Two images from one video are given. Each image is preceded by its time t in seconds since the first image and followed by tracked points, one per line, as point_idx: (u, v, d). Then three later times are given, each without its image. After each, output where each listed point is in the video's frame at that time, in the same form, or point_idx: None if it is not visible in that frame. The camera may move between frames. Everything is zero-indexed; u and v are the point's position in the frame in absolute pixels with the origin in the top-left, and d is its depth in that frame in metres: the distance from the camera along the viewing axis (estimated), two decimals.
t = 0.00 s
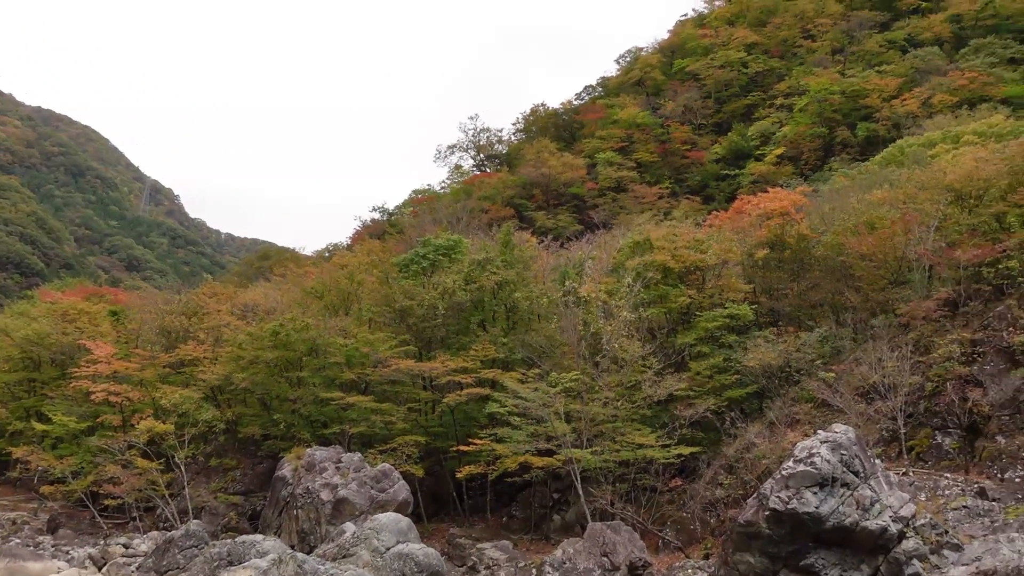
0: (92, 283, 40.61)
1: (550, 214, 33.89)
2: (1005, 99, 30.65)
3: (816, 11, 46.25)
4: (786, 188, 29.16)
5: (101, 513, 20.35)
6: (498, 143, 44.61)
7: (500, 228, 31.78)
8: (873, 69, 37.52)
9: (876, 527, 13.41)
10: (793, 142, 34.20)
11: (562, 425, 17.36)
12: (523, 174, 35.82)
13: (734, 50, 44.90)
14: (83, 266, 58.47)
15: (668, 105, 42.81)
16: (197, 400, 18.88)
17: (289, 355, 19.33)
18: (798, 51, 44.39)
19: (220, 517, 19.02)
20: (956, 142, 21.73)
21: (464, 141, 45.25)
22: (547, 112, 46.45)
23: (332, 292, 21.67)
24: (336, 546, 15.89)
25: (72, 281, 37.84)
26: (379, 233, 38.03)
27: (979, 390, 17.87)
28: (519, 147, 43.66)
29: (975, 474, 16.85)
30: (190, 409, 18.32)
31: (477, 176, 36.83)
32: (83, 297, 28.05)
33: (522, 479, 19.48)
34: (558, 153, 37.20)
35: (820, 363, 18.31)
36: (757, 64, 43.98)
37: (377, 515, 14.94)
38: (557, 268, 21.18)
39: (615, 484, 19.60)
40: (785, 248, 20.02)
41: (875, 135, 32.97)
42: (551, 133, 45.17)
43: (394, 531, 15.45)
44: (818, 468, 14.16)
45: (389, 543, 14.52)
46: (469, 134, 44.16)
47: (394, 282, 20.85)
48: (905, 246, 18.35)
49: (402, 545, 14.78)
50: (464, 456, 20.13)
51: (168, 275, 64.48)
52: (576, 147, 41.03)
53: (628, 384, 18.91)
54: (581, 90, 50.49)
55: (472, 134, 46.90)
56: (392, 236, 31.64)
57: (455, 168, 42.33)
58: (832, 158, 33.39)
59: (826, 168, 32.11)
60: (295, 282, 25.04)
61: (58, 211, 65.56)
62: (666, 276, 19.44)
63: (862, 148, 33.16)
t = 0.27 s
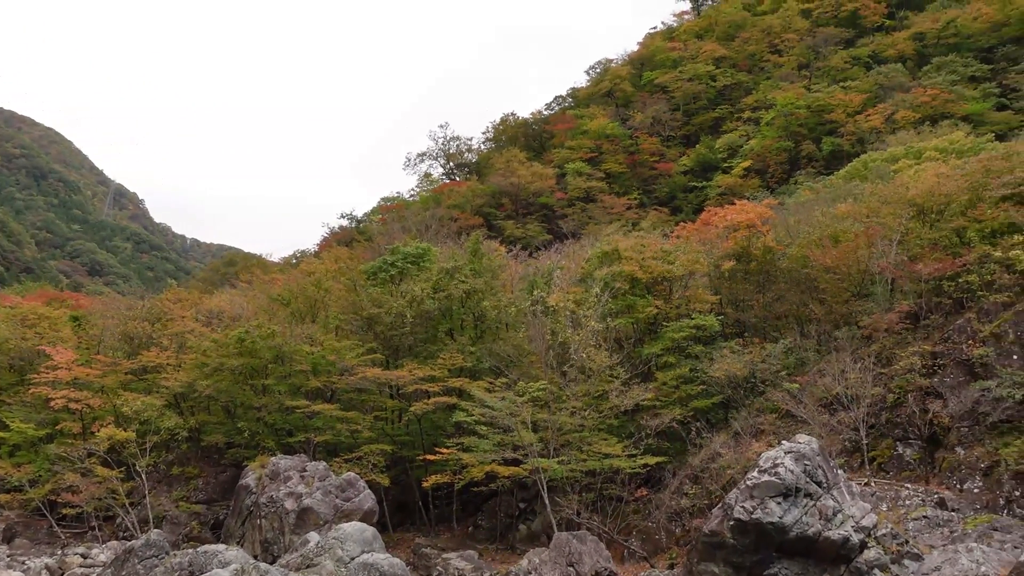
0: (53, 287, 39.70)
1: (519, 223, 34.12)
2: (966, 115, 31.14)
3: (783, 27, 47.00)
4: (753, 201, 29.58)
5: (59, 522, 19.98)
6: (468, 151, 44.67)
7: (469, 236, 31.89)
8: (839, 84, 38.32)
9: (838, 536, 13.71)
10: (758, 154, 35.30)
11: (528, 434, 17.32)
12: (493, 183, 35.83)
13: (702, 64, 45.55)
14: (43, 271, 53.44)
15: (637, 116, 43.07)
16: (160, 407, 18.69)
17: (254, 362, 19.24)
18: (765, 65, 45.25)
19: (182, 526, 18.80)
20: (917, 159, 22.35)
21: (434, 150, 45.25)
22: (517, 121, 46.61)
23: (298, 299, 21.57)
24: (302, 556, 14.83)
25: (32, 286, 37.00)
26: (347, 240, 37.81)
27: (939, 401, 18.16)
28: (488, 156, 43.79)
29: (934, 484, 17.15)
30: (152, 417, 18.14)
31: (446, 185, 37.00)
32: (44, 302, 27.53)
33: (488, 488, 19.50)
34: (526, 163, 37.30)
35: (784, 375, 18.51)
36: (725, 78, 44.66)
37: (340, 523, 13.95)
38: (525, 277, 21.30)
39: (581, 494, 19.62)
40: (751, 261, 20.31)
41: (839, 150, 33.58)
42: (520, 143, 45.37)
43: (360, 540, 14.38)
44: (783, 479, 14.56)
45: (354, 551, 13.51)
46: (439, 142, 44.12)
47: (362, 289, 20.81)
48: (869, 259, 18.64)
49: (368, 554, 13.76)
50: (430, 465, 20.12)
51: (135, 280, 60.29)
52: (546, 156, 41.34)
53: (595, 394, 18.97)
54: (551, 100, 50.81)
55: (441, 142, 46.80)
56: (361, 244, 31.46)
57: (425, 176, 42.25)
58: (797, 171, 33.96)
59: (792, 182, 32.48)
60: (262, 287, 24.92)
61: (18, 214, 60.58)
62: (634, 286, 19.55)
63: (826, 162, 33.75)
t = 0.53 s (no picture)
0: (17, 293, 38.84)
1: (491, 232, 34.26)
2: (930, 132, 32.09)
3: (753, 41, 47.32)
4: (723, 213, 29.93)
5: (19, 533, 19.62)
6: (440, 160, 44.66)
7: (441, 245, 32.00)
8: (808, 99, 38.95)
9: (804, 547, 14.48)
10: (729, 167, 35.34)
11: (498, 444, 17.31)
12: (465, 192, 35.87)
13: (674, 77, 46.08)
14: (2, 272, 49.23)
15: (609, 128, 43.50)
16: (125, 416, 18.53)
17: (223, 370, 19.16)
18: (735, 79, 45.84)
19: (146, 537, 18.59)
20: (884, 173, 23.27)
21: (407, 158, 45.24)
22: (490, 130, 46.70)
23: (268, 307, 21.50)
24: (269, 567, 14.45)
25: None
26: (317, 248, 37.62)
27: (904, 413, 18.29)
28: (460, 165, 43.91)
29: (899, 495, 17.27)
30: (117, 425, 17.98)
31: (418, 194, 36.90)
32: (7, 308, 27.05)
33: (457, 498, 19.47)
34: (498, 173, 37.16)
35: (752, 386, 18.68)
36: (696, 92, 45.14)
37: (308, 533, 13.65)
38: (496, 287, 21.46)
39: (551, 504, 19.60)
40: (721, 272, 20.50)
41: (807, 163, 34.08)
42: (491, 153, 45.54)
43: (327, 551, 14.03)
44: (751, 489, 15.34)
45: (320, 562, 13.21)
46: (412, 150, 44.05)
47: (332, 297, 20.82)
48: (835, 272, 18.91)
49: (335, 566, 13.46)
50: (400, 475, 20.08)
51: (101, 285, 56.11)
52: (518, 167, 41.59)
53: (565, 405, 19.02)
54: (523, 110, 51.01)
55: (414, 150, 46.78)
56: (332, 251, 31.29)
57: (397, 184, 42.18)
58: (766, 184, 34.44)
59: (761, 195, 32.84)
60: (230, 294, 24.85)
61: None
62: (605, 296, 19.72)
63: (795, 176, 34.25)
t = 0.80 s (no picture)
0: None
1: (467, 242, 34.39)
2: (901, 146, 32.47)
3: (728, 55, 48.04)
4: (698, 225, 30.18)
5: None
6: (416, 169, 44.72)
7: (416, 254, 32.11)
8: (782, 112, 39.40)
9: (776, 557, 14.61)
10: (703, 179, 35.96)
11: (472, 454, 17.29)
12: (441, 202, 36.05)
13: (649, 89, 46.35)
14: None
15: (585, 138, 43.81)
16: (93, 424, 18.35)
17: (195, 379, 19.11)
18: (710, 91, 46.24)
19: (114, 547, 18.35)
20: (855, 188, 23.69)
21: (383, 167, 45.26)
22: (467, 139, 46.78)
23: (241, 315, 21.41)
24: None
25: None
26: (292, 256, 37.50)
27: (874, 424, 18.50)
28: (436, 174, 44.06)
29: (870, 505, 17.46)
30: (86, 433, 17.79)
31: (393, 204, 37.14)
32: None
33: (430, 508, 19.40)
34: (474, 182, 37.37)
35: (725, 397, 18.78)
36: (671, 103, 45.29)
37: (278, 544, 13.55)
38: (471, 297, 21.65)
39: (524, 514, 19.57)
40: (696, 283, 20.81)
41: (781, 176, 34.31)
42: (467, 162, 45.64)
43: (298, 561, 13.90)
44: (723, 499, 15.43)
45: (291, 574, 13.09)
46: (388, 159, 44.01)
47: (306, 306, 20.80)
48: (807, 284, 19.15)
49: None
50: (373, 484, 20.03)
51: (70, 291, 53.10)
52: (495, 176, 41.75)
53: (540, 414, 19.01)
54: (500, 120, 51.20)
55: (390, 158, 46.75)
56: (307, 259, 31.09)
57: (373, 193, 42.20)
58: (740, 196, 34.72)
59: (735, 207, 33.02)
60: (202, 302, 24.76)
61: None
62: (580, 306, 19.91)
63: (769, 188, 34.54)
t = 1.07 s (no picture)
0: None
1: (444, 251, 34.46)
2: (877, 159, 32.79)
3: (706, 66, 48.57)
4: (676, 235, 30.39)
5: None
6: (395, 177, 44.17)
7: (394, 261, 32.07)
8: (759, 124, 39.76)
9: (751, 566, 14.82)
10: (682, 190, 36.26)
11: (449, 462, 17.19)
12: (420, 210, 36.23)
13: (628, 99, 46.65)
14: None
15: (564, 148, 44.02)
16: (65, 431, 18.16)
17: (169, 387, 18.88)
18: (688, 103, 46.57)
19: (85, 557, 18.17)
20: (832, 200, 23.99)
21: (361, 174, 44.68)
22: (445, 147, 46.53)
23: (217, 322, 21.32)
24: None
25: None
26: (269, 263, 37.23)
27: (849, 434, 18.47)
28: (415, 182, 43.81)
29: (843, 515, 17.59)
30: (57, 441, 17.60)
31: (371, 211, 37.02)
32: None
33: (407, 518, 19.35)
34: (453, 191, 37.51)
35: (702, 407, 18.86)
36: (650, 114, 45.55)
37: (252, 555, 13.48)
38: (450, 305, 21.73)
39: (501, 523, 19.55)
40: (673, 293, 20.92)
41: (758, 187, 34.59)
42: (446, 170, 45.49)
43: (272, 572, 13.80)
44: (699, 508, 15.48)
45: None
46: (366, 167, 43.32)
47: (283, 313, 20.74)
48: (784, 294, 19.25)
49: None
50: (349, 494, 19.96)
51: (41, 295, 51.43)
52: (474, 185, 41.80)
53: (517, 423, 19.01)
54: (480, 128, 51.24)
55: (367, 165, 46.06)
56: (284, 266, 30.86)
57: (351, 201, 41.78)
58: (718, 207, 35.00)
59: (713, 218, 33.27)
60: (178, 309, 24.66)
61: None
62: (558, 316, 19.98)
63: (746, 200, 34.84)
